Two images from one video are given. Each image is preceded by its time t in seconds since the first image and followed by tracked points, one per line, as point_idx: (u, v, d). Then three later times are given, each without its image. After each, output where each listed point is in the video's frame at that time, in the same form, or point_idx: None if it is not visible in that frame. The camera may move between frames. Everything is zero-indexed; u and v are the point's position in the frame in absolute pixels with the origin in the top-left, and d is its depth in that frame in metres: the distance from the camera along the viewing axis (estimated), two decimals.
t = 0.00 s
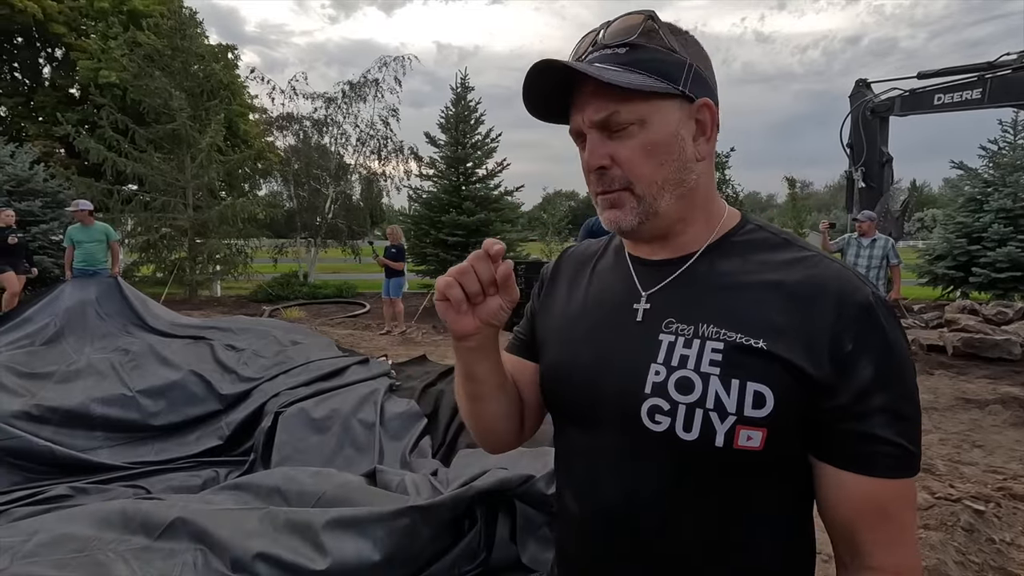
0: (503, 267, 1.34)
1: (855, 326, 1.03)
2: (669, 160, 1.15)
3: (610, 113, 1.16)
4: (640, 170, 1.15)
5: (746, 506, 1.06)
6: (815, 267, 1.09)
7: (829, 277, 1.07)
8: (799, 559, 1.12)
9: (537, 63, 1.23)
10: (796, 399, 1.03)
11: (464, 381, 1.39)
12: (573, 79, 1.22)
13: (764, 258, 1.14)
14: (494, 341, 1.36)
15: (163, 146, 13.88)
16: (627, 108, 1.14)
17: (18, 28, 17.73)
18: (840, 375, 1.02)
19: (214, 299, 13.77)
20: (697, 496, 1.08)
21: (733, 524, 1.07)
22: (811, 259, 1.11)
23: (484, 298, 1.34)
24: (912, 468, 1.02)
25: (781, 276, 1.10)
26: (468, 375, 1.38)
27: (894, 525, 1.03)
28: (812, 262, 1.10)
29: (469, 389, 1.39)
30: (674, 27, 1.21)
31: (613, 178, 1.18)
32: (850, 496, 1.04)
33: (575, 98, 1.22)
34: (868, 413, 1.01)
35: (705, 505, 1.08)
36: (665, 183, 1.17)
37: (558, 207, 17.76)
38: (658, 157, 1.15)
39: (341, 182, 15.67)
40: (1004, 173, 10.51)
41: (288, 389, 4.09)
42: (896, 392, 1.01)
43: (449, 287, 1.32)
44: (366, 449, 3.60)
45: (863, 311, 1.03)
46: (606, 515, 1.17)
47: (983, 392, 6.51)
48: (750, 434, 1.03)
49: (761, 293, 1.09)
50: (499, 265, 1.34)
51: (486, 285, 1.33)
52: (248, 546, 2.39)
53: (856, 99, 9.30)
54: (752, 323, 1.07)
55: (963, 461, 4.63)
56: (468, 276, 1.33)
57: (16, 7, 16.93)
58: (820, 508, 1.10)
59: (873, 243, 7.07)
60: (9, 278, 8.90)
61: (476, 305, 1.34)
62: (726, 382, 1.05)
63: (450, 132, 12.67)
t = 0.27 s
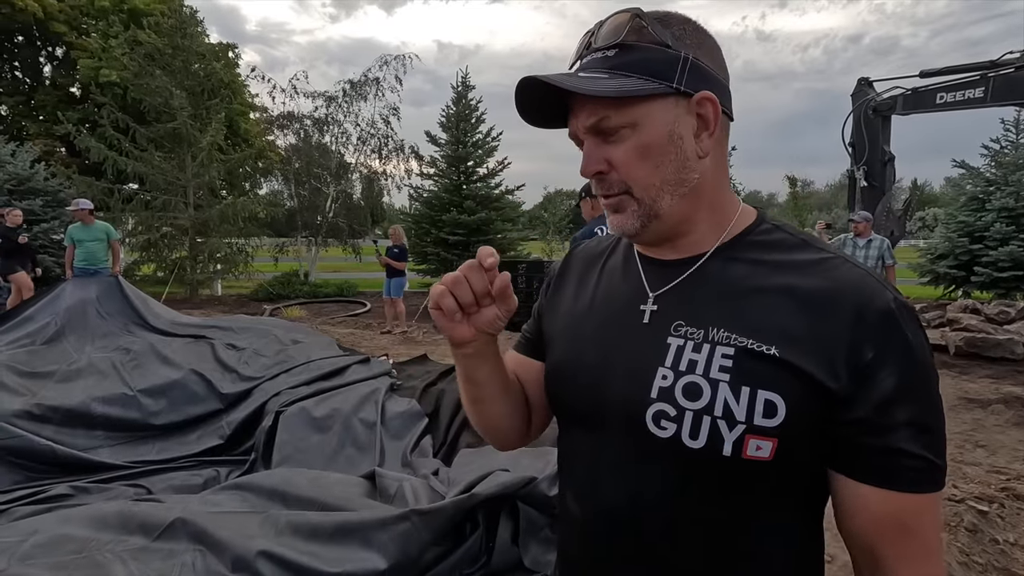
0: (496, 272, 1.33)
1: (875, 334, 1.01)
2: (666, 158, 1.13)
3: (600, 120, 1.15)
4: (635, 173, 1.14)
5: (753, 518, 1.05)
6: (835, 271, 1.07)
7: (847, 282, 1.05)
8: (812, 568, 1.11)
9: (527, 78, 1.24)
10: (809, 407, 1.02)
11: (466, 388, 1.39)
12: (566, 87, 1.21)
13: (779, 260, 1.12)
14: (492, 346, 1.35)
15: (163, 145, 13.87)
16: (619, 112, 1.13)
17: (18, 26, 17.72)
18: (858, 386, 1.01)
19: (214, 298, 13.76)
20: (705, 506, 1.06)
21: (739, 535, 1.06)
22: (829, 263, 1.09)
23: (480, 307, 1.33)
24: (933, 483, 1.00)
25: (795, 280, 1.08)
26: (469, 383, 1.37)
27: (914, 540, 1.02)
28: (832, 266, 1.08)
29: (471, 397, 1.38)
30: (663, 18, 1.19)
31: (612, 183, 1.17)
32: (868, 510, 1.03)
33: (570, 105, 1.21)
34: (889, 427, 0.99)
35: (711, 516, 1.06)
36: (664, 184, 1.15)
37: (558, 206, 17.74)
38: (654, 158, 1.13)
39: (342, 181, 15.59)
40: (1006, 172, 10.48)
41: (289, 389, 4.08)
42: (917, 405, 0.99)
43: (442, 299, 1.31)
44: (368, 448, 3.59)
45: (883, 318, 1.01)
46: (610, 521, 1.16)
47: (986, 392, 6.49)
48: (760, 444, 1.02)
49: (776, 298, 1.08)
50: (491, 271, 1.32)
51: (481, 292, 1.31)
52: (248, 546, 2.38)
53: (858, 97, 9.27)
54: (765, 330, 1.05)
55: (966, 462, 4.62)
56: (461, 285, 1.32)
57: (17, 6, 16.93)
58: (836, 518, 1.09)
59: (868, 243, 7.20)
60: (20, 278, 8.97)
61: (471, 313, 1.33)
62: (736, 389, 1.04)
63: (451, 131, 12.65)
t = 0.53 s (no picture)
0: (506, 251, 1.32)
1: (869, 333, 1.00)
2: (677, 156, 1.13)
3: (612, 119, 1.14)
4: (646, 172, 1.13)
5: (739, 516, 1.05)
6: (832, 270, 1.07)
7: (844, 281, 1.04)
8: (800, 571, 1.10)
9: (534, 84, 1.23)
10: (800, 404, 1.01)
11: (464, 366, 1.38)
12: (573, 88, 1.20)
13: (776, 258, 1.12)
14: (494, 327, 1.35)
15: (163, 144, 13.87)
16: (629, 113, 1.12)
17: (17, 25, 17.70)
18: (849, 384, 1.00)
19: (214, 297, 13.76)
20: (694, 502, 1.06)
21: (725, 531, 1.06)
22: (829, 261, 1.08)
23: (487, 284, 1.32)
24: (924, 490, 0.99)
25: (793, 278, 1.08)
26: (468, 361, 1.37)
27: (899, 546, 1.01)
28: (830, 264, 1.08)
29: (469, 376, 1.37)
30: (668, 13, 1.19)
31: (622, 183, 1.16)
32: (853, 514, 1.02)
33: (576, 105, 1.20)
34: (876, 427, 0.99)
35: (700, 512, 1.06)
36: (675, 183, 1.15)
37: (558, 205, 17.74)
38: (666, 158, 1.13)
39: (342, 179, 15.63)
40: (1006, 171, 10.49)
41: (288, 387, 4.08)
42: (909, 407, 0.98)
43: (450, 272, 1.30)
44: (367, 447, 3.59)
45: (879, 316, 1.00)
46: (602, 513, 1.17)
47: (985, 391, 6.49)
48: (749, 440, 1.02)
49: (773, 294, 1.08)
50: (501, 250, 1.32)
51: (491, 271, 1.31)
52: (246, 544, 2.39)
53: (858, 96, 9.27)
54: (760, 326, 1.05)
55: (965, 460, 4.62)
56: (471, 260, 1.31)
57: (16, 4, 16.90)
58: (823, 525, 1.08)
59: (864, 243, 7.25)
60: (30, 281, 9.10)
61: (478, 290, 1.32)
62: (727, 384, 1.04)
63: (450, 130, 12.65)
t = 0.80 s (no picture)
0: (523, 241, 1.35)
1: (857, 328, 1.01)
2: (691, 159, 1.14)
3: (631, 117, 1.14)
4: (662, 173, 1.14)
5: (730, 510, 1.06)
6: (821, 265, 1.08)
7: (834, 277, 1.05)
8: (790, 565, 1.10)
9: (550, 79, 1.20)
10: (790, 398, 1.02)
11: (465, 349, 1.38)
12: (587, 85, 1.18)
13: (768, 254, 1.13)
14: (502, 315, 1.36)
15: (162, 143, 13.87)
16: (649, 112, 1.12)
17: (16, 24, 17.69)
18: (836, 378, 1.01)
19: (213, 296, 13.76)
20: (685, 494, 1.07)
21: (715, 524, 1.07)
22: (819, 257, 1.09)
23: (500, 272, 1.34)
24: (910, 483, 0.99)
25: (784, 274, 1.09)
26: (469, 345, 1.37)
27: (885, 541, 1.01)
28: (820, 260, 1.09)
29: (470, 361, 1.37)
30: (684, 13, 1.20)
31: (636, 183, 1.15)
32: (840, 509, 1.02)
33: (590, 103, 1.19)
34: (864, 420, 1.00)
35: (691, 505, 1.07)
36: (686, 185, 1.15)
37: (557, 204, 17.75)
38: (682, 159, 1.14)
39: (341, 178, 15.64)
40: (1004, 170, 10.50)
41: (287, 386, 4.09)
42: (896, 401, 0.99)
43: (465, 254, 1.31)
44: (366, 445, 3.60)
45: (867, 312, 1.01)
46: (596, 507, 1.18)
47: (983, 389, 6.50)
48: (739, 433, 1.03)
49: (764, 289, 1.08)
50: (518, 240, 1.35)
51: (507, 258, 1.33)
52: (243, 543, 2.40)
53: (857, 95, 9.28)
54: (751, 321, 1.06)
55: (962, 458, 4.63)
56: (488, 245, 1.33)
57: (14, 3, 16.89)
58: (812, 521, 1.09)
59: (859, 241, 7.26)
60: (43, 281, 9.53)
61: (491, 276, 1.33)
62: (718, 378, 1.05)
63: (450, 129, 12.65)
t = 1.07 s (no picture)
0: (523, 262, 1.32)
1: (870, 331, 1.01)
2: (698, 155, 1.14)
3: (638, 109, 1.14)
4: (667, 166, 1.13)
5: (742, 511, 1.06)
6: (831, 266, 1.07)
7: (843, 278, 1.05)
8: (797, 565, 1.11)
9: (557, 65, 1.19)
10: (802, 401, 1.02)
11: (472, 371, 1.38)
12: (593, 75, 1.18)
13: (777, 254, 1.13)
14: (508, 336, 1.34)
15: (163, 141, 13.88)
16: (654, 105, 1.12)
17: (18, 23, 17.71)
18: (849, 380, 1.01)
19: (215, 295, 13.77)
20: (695, 496, 1.07)
21: (725, 527, 1.07)
22: (828, 256, 1.09)
23: (501, 294, 1.32)
24: (920, 483, 1.00)
25: (794, 275, 1.08)
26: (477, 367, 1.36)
27: (898, 540, 1.02)
28: (830, 261, 1.09)
29: (477, 381, 1.37)
30: (697, 6, 1.18)
31: (639, 175, 1.16)
32: (852, 508, 1.03)
33: (596, 93, 1.19)
34: (877, 422, 1.00)
35: (700, 508, 1.07)
36: (691, 179, 1.15)
37: (559, 203, 17.74)
38: (686, 154, 1.13)
39: (342, 177, 15.65)
40: (1006, 169, 10.48)
41: (289, 384, 4.10)
42: (909, 403, 0.99)
43: (467, 285, 1.29)
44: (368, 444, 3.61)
45: (880, 314, 1.01)
46: (603, 509, 1.18)
47: (985, 388, 6.49)
48: (751, 436, 1.03)
49: (774, 290, 1.08)
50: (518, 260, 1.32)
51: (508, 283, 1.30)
52: (243, 542, 2.40)
53: (859, 94, 9.26)
54: (761, 323, 1.06)
55: (964, 457, 4.63)
56: (486, 268, 1.30)
57: (16, 2, 16.91)
58: (823, 520, 1.09)
59: (859, 240, 7.24)
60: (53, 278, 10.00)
61: (492, 300, 1.31)
62: (729, 381, 1.05)
63: (450, 128, 12.65)
